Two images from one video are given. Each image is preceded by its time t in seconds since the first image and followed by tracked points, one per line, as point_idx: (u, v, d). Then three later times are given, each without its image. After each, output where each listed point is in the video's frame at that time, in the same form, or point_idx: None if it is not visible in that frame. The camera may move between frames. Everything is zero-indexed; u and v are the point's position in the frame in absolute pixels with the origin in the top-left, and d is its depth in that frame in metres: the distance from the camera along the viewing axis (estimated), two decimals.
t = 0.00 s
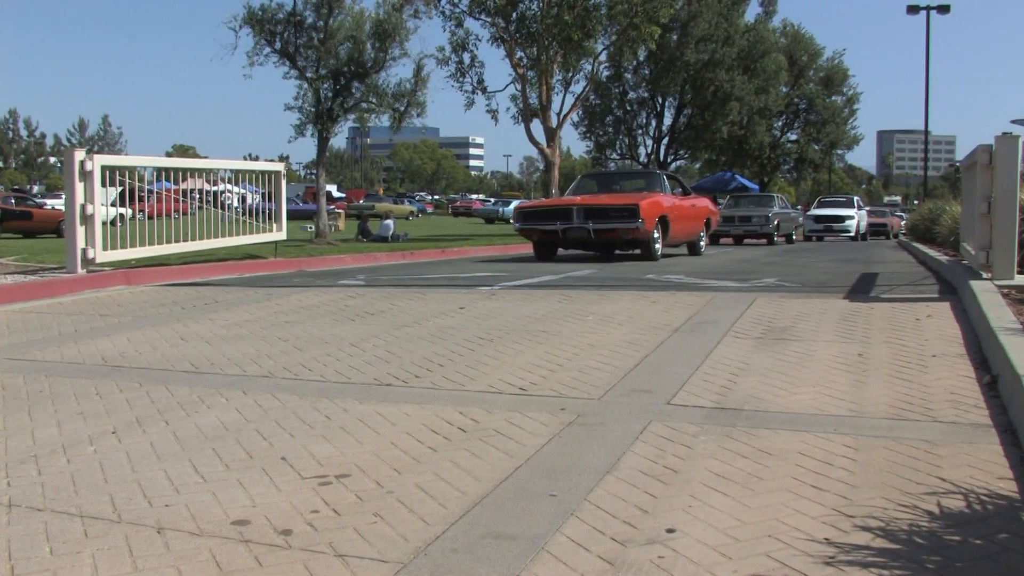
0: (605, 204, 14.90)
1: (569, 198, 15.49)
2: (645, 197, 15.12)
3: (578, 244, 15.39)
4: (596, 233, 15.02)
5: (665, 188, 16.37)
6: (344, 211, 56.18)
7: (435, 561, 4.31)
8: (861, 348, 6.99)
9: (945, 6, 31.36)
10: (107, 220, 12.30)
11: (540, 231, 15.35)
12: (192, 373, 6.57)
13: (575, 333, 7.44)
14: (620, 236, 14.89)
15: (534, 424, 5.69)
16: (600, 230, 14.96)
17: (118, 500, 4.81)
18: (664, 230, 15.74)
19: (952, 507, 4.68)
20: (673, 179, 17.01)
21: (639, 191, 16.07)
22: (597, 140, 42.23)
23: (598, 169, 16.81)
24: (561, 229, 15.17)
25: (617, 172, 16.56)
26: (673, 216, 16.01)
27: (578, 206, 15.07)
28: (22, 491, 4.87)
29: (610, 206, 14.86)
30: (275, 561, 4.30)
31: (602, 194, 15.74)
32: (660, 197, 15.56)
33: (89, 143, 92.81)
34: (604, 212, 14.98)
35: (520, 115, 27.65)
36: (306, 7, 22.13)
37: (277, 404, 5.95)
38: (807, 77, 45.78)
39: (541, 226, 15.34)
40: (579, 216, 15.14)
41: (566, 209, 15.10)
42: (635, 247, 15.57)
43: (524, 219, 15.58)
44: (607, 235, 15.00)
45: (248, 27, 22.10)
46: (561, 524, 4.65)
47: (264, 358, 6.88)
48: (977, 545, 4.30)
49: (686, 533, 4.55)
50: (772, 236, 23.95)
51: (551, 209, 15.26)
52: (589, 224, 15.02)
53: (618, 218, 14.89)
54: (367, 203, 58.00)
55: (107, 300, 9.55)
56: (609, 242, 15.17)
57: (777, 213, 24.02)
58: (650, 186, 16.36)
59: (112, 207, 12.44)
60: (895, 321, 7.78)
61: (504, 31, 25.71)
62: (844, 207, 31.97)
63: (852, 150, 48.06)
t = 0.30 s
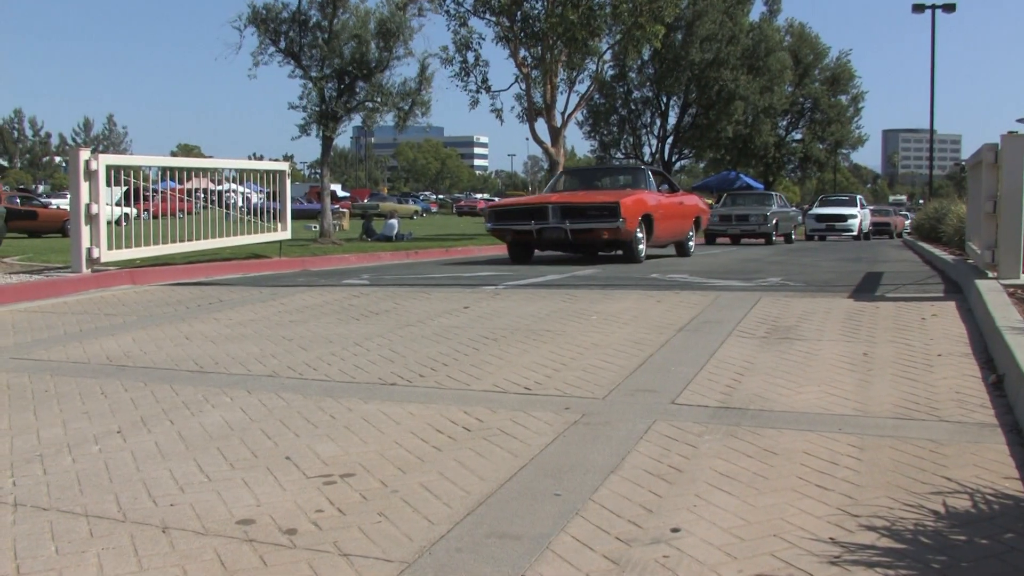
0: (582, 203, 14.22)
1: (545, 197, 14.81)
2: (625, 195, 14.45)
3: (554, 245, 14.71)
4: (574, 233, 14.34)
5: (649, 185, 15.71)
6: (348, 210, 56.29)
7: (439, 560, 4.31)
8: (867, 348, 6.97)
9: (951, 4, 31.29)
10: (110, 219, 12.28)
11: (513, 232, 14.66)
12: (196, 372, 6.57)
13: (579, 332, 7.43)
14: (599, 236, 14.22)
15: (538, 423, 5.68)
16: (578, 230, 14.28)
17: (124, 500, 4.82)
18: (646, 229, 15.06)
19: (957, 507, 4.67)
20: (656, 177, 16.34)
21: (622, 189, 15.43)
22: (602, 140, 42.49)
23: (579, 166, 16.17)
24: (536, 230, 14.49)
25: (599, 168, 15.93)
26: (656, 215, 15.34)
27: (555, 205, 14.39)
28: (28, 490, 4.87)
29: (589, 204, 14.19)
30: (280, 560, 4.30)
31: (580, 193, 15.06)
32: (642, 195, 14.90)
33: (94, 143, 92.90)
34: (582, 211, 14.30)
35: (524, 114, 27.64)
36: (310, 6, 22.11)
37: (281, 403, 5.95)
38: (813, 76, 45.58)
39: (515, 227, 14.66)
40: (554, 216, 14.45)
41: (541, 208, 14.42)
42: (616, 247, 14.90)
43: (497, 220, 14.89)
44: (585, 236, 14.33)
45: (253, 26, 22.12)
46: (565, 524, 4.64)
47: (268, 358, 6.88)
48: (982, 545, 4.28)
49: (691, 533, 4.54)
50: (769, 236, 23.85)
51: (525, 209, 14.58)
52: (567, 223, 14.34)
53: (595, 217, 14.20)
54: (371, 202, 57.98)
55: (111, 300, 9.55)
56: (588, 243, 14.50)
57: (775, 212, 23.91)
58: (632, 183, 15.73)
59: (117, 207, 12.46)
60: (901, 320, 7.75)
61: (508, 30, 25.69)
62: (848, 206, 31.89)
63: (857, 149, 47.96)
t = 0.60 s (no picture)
0: (559, 201, 13.55)
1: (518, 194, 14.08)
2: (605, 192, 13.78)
3: (527, 246, 14.02)
4: (549, 233, 13.66)
5: (632, 182, 15.05)
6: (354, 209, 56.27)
7: (446, 559, 4.30)
8: (874, 347, 6.95)
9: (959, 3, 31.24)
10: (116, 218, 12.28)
11: (484, 231, 13.96)
12: (202, 371, 6.56)
13: (585, 332, 7.41)
14: (576, 237, 13.54)
15: (545, 423, 5.67)
16: (553, 229, 13.61)
17: (130, 499, 4.82)
18: (627, 229, 14.38)
19: (965, 507, 4.65)
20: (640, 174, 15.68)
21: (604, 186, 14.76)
22: (609, 139, 42.30)
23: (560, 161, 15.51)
24: (508, 229, 13.79)
25: (581, 164, 15.28)
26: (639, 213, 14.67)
27: (529, 203, 13.71)
28: (35, 489, 4.87)
29: (565, 202, 13.51)
30: (287, 560, 4.29)
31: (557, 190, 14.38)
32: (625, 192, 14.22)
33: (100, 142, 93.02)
34: (558, 210, 13.63)
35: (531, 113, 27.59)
36: (316, 4, 22.12)
37: (288, 403, 5.94)
38: (821, 75, 45.36)
39: (486, 226, 13.97)
40: (528, 215, 13.73)
41: (515, 206, 13.72)
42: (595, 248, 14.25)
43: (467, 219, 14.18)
44: (561, 236, 13.65)
45: (260, 25, 22.11)
46: (572, 524, 4.63)
47: (274, 357, 6.86)
48: (991, 546, 4.27)
49: (698, 533, 4.53)
50: (770, 235, 23.77)
51: (497, 207, 13.88)
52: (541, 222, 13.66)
53: (573, 216, 13.51)
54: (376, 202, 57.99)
55: (117, 299, 9.55)
56: (564, 243, 13.83)
57: (775, 211, 23.84)
58: (616, 180, 15.10)
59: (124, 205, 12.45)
60: (909, 320, 7.73)
61: (515, 29, 25.68)
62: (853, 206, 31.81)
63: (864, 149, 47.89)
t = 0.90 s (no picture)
0: (532, 199, 12.51)
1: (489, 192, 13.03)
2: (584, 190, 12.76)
3: (499, 247, 13.01)
4: (522, 233, 12.65)
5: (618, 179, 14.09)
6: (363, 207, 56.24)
7: (456, 560, 4.26)
8: (887, 347, 6.90)
9: None
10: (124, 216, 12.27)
11: (451, 232, 12.97)
12: (211, 371, 6.53)
13: (595, 331, 7.37)
14: (551, 237, 12.51)
15: (555, 423, 5.63)
16: (526, 230, 12.59)
17: (137, 499, 4.79)
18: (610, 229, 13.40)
19: (980, 509, 4.60)
20: (628, 170, 14.72)
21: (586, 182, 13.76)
22: (620, 137, 42.26)
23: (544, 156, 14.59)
24: (477, 230, 12.79)
25: (564, 158, 14.39)
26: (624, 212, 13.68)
27: (500, 200, 12.67)
28: (42, 489, 4.84)
29: (540, 200, 12.47)
30: (296, 560, 4.26)
31: (534, 187, 13.37)
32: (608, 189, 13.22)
33: (108, 142, 93.26)
34: (531, 209, 12.59)
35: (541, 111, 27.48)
36: (325, 2, 22.10)
37: (296, 402, 5.91)
38: (833, 73, 45.27)
39: (453, 227, 12.97)
40: (499, 214, 12.69)
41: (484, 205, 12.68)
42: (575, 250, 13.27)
43: (433, 218, 13.19)
44: (536, 236, 12.63)
45: (268, 22, 22.08)
46: (583, 525, 4.58)
47: (283, 357, 6.82)
48: (1006, 548, 4.21)
49: (710, 534, 4.48)
50: (774, 235, 23.57)
51: (466, 205, 12.84)
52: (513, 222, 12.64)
53: (547, 215, 12.46)
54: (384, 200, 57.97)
55: (125, 298, 9.52)
56: (539, 244, 12.79)
57: (780, 210, 23.59)
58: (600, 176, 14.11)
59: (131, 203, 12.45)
60: (922, 320, 7.67)
61: (525, 27, 25.62)
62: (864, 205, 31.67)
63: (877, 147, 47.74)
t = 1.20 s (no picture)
0: (510, 197, 11.58)
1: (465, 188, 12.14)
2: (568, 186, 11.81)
3: (475, 250, 12.13)
4: (498, 234, 11.74)
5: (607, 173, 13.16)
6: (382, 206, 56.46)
7: (474, 561, 4.23)
8: (909, 348, 6.84)
9: None
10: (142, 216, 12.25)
11: (422, 232, 12.10)
12: (229, 369, 6.51)
13: (614, 331, 7.33)
14: (530, 239, 11.59)
15: (575, 423, 5.59)
16: (502, 230, 11.67)
17: (155, 498, 4.76)
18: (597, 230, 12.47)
19: (1004, 512, 4.54)
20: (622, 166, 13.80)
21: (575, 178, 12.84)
22: (639, 135, 41.47)
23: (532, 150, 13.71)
24: (450, 231, 11.91)
25: (551, 153, 13.52)
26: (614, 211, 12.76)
27: (475, 198, 11.78)
28: (60, 487, 4.83)
29: (517, 198, 11.54)
30: (313, 560, 4.22)
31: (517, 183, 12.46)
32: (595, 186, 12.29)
33: (124, 140, 93.69)
34: (509, 208, 11.67)
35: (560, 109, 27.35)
36: None
37: (315, 402, 5.88)
38: (855, 71, 45.24)
39: (424, 227, 12.09)
40: (474, 214, 11.80)
41: (458, 203, 11.80)
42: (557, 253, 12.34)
43: (403, 217, 12.32)
44: (514, 237, 11.72)
45: (287, 20, 22.15)
46: (602, 526, 4.54)
47: (301, 356, 6.80)
48: None
49: (730, 536, 4.43)
50: (787, 235, 23.38)
51: (439, 203, 11.98)
52: (489, 222, 11.73)
53: (525, 215, 11.53)
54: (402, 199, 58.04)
55: (142, 299, 9.51)
56: (518, 246, 11.87)
57: (793, 209, 23.44)
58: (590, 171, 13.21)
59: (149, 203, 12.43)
60: (945, 320, 7.61)
61: (544, 24, 25.58)
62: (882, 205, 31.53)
63: (899, 146, 47.59)
